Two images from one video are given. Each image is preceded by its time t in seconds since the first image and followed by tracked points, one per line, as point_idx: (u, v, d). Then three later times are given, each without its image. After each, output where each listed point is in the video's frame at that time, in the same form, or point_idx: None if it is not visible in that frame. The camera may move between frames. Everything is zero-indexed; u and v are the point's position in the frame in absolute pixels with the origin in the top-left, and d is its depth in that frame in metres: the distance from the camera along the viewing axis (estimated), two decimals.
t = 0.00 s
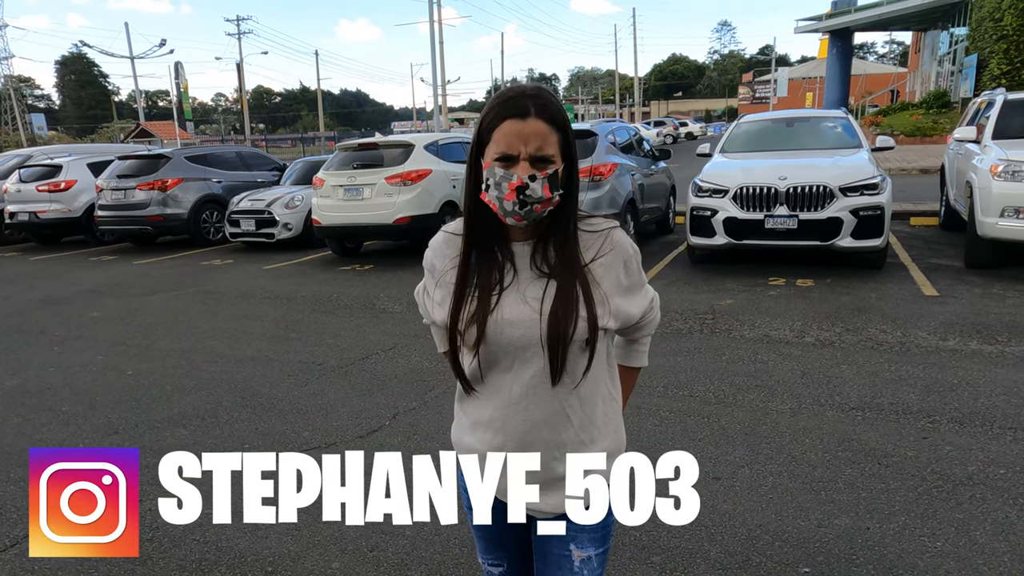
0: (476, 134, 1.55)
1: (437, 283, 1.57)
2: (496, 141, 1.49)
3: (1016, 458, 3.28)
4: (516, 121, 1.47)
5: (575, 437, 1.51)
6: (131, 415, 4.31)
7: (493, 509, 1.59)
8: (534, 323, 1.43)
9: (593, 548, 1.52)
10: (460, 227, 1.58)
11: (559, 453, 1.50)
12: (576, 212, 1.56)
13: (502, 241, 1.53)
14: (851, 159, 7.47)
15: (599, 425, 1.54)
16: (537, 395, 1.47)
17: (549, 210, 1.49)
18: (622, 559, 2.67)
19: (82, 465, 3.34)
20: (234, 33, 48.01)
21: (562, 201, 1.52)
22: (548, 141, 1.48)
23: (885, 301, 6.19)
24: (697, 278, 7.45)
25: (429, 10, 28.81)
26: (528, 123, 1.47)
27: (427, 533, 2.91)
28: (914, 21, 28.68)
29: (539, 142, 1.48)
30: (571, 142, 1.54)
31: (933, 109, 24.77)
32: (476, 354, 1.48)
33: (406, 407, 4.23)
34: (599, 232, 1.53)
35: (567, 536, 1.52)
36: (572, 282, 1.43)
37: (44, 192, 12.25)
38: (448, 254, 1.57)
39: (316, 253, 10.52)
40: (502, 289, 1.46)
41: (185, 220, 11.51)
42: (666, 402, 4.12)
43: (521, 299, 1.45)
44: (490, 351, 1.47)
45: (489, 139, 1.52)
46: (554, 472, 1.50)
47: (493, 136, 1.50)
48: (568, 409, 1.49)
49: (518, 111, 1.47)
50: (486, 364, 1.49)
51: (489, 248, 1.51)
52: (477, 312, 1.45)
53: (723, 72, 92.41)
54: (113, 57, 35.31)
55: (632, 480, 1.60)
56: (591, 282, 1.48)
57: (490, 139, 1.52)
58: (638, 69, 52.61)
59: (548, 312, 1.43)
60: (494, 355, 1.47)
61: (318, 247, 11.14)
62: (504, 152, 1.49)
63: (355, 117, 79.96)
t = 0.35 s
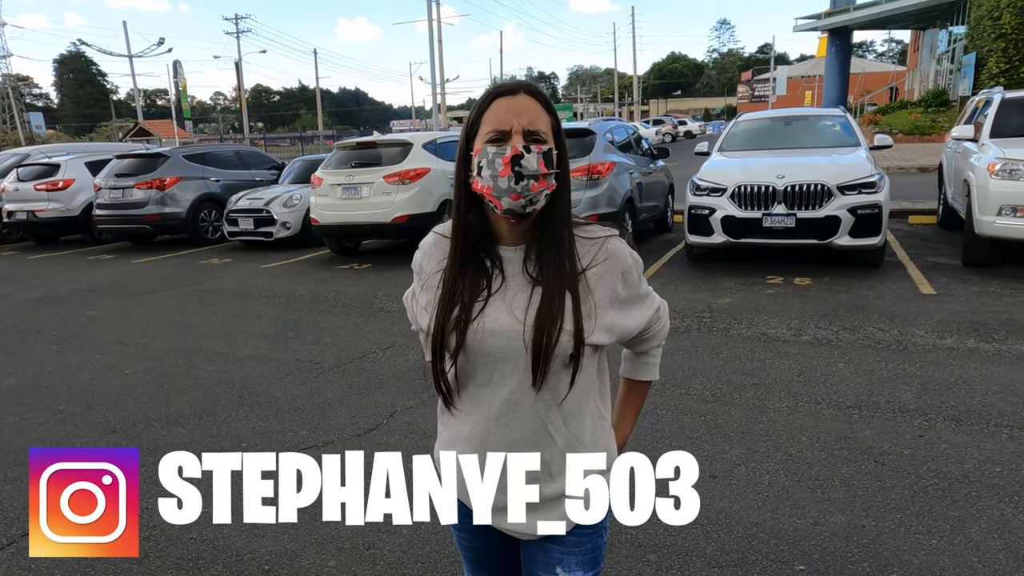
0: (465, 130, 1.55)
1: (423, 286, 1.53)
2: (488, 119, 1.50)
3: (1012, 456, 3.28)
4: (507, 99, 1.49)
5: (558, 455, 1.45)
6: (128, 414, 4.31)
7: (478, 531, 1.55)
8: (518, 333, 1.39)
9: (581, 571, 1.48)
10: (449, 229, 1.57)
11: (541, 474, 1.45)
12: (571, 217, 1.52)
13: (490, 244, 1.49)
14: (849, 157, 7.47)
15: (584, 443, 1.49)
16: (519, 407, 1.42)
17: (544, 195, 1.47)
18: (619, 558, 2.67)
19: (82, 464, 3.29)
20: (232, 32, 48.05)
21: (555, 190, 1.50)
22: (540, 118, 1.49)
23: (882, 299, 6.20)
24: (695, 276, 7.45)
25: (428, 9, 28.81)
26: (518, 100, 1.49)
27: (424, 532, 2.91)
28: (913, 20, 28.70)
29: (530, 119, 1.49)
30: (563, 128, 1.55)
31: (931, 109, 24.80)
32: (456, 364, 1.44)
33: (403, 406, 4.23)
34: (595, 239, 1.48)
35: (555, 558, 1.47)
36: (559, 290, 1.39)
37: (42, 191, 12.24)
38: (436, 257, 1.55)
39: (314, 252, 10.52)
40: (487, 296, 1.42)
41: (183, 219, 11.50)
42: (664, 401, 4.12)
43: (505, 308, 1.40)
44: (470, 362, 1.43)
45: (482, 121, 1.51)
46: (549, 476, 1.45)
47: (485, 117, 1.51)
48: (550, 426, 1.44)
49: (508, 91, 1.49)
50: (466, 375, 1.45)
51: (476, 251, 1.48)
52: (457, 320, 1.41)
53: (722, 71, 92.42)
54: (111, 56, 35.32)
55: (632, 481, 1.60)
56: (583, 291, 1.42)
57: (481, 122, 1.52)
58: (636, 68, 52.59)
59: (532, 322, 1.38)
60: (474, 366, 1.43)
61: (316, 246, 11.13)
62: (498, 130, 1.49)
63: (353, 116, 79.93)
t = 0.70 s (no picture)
0: (464, 140, 1.48)
1: (414, 298, 1.51)
2: (489, 143, 1.42)
3: (1012, 457, 3.28)
4: (511, 121, 1.40)
5: (550, 485, 1.40)
6: (126, 415, 4.31)
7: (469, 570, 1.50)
8: (507, 349, 1.34)
9: None
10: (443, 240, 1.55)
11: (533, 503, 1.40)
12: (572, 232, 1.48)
13: (482, 260, 1.46)
14: (848, 158, 7.46)
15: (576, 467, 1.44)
16: (508, 427, 1.38)
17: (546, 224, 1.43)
18: (617, 559, 2.66)
19: (83, 464, 3.29)
20: (232, 33, 48.30)
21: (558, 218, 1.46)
22: (546, 145, 1.42)
23: (881, 300, 6.19)
24: (695, 277, 7.44)
25: (427, 9, 28.80)
26: (523, 125, 1.40)
27: (422, 533, 2.91)
28: (912, 20, 28.68)
29: (536, 145, 1.42)
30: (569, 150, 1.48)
31: (931, 109, 24.80)
32: (443, 379, 1.40)
33: (402, 406, 4.22)
34: (594, 255, 1.43)
35: None
36: (553, 306, 1.35)
37: (41, 192, 12.24)
38: (428, 270, 1.53)
39: (313, 253, 10.51)
40: (479, 309, 1.39)
41: (182, 220, 11.50)
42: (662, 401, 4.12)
43: (497, 321, 1.36)
44: (458, 378, 1.38)
45: (482, 141, 1.44)
46: (552, 471, 1.41)
47: (486, 138, 1.43)
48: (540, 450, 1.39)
49: (514, 111, 1.40)
50: (454, 392, 1.40)
51: (468, 268, 1.45)
52: (446, 333, 1.37)
53: (722, 71, 92.43)
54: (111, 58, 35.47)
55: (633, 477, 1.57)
56: (579, 308, 1.38)
57: (481, 143, 1.44)
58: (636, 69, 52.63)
59: (523, 338, 1.34)
60: (462, 383, 1.38)
61: (316, 247, 11.13)
62: (499, 156, 1.42)
63: (353, 117, 80.01)
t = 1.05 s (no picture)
0: (481, 130, 1.46)
1: (427, 301, 1.40)
2: (507, 117, 1.39)
3: (1017, 458, 3.26)
4: (528, 92, 1.38)
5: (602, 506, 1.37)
6: (127, 416, 4.30)
7: None
8: (551, 356, 1.29)
9: None
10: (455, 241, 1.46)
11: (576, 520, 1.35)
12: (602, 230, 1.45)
13: (509, 259, 1.40)
14: (851, 158, 7.44)
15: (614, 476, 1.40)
16: (553, 442, 1.31)
17: (574, 204, 1.40)
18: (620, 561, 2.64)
19: (83, 464, 3.29)
20: (233, 34, 48.38)
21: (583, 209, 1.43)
22: (566, 114, 1.40)
23: (885, 300, 6.17)
24: (697, 278, 7.43)
25: (428, 10, 28.85)
26: (541, 93, 1.38)
27: (424, 535, 2.90)
28: (913, 20, 28.67)
29: (555, 116, 1.39)
30: (591, 123, 1.46)
31: (932, 109, 24.81)
32: (475, 390, 1.33)
33: (404, 407, 4.21)
34: (628, 251, 1.42)
35: None
36: (595, 306, 1.32)
37: (42, 193, 12.24)
38: (438, 271, 1.43)
39: (315, 253, 10.50)
40: (512, 313, 1.32)
41: (183, 220, 11.49)
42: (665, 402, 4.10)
43: (534, 326, 1.31)
44: (494, 389, 1.32)
45: (500, 119, 1.41)
46: (550, 473, 1.32)
47: (504, 114, 1.40)
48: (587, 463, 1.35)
49: (529, 82, 1.39)
50: (486, 402, 1.34)
51: (493, 269, 1.38)
52: (479, 340, 1.30)
53: (722, 71, 92.46)
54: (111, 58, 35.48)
55: (635, 478, 1.43)
56: (620, 308, 1.36)
57: (498, 122, 1.41)
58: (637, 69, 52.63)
59: (566, 343, 1.29)
60: (497, 395, 1.32)
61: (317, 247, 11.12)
62: (518, 130, 1.39)
63: (354, 117, 80.06)
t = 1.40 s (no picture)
0: (496, 136, 1.44)
1: (447, 307, 1.39)
2: (519, 130, 1.38)
3: (1015, 458, 3.27)
4: (540, 103, 1.36)
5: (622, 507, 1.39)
6: (127, 416, 4.30)
7: None
8: (580, 364, 1.28)
9: None
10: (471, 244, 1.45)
11: (598, 525, 1.37)
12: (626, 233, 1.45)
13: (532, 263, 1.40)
14: (850, 158, 7.45)
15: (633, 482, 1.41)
16: (581, 448, 1.31)
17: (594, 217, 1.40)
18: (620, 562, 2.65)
19: (82, 464, 3.28)
20: (232, 34, 48.36)
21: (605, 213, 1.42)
22: (581, 124, 1.37)
23: (883, 301, 6.19)
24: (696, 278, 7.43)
25: (426, 10, 28.88)
26: (553, 102, 1.35)
27: (425, 535, 2.90)
28: (912, 21, 28.70)
29: (569, 125, 1.37)
30: (610, 125, 1.43)
31: (930, 109, 24.84)
32: (499, 398, 1.31)
33: (404, 408, 4.21)
34: (653, 253, 1.42)
35: None
36: (624, 311, 1.32)
37: (41, 193, 12.23)
38: (456, 273, 1.41)
39: (314, 254, 10.50)
40: (539, 318, 1.31)
41: (182, 221, 11.49)
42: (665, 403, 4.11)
43: (561, 332, 1.29)
44: (520, 397, 1.30)
45: (513, 131, 1.40)
46: (551, 471, 1.31)
47: (517, 126, 1.39)
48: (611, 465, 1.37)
49: (541, 92, 1.36)
50: (509, 410, 1.31)
51: (516, 274, 1.37)
52: (505, 345, 1.28)
53: (722, 71, 92.48)
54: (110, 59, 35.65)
55: (635, 479, 1.41)
56: (646, 312, 1.36)
57: (512, 133, 1.40)
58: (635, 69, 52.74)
59: (595, 350, 1.28)
60: (522, 402, 1.30)
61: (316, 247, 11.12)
62: (532, 143, 1.38)
63: (353, 117, 80.13)
